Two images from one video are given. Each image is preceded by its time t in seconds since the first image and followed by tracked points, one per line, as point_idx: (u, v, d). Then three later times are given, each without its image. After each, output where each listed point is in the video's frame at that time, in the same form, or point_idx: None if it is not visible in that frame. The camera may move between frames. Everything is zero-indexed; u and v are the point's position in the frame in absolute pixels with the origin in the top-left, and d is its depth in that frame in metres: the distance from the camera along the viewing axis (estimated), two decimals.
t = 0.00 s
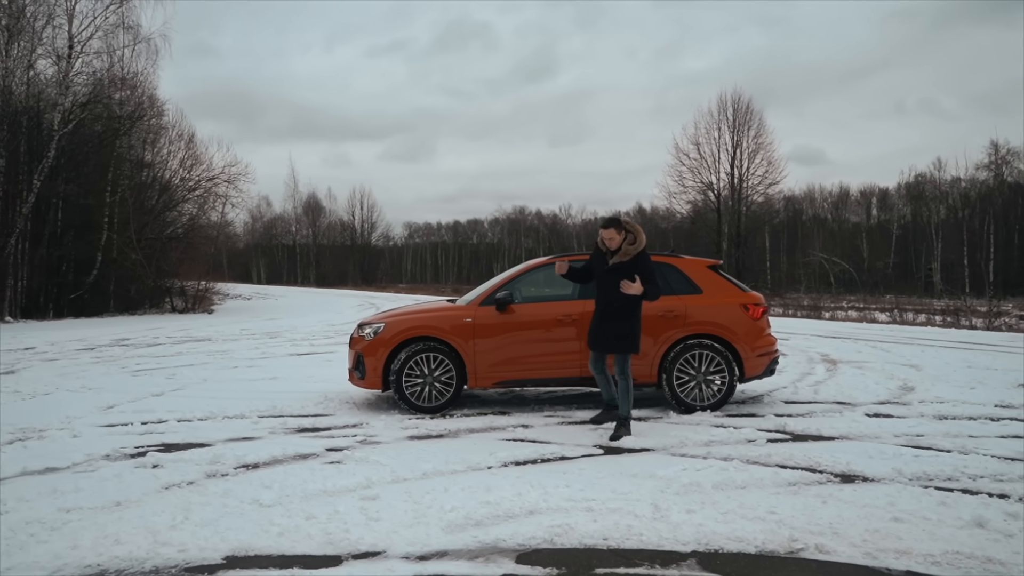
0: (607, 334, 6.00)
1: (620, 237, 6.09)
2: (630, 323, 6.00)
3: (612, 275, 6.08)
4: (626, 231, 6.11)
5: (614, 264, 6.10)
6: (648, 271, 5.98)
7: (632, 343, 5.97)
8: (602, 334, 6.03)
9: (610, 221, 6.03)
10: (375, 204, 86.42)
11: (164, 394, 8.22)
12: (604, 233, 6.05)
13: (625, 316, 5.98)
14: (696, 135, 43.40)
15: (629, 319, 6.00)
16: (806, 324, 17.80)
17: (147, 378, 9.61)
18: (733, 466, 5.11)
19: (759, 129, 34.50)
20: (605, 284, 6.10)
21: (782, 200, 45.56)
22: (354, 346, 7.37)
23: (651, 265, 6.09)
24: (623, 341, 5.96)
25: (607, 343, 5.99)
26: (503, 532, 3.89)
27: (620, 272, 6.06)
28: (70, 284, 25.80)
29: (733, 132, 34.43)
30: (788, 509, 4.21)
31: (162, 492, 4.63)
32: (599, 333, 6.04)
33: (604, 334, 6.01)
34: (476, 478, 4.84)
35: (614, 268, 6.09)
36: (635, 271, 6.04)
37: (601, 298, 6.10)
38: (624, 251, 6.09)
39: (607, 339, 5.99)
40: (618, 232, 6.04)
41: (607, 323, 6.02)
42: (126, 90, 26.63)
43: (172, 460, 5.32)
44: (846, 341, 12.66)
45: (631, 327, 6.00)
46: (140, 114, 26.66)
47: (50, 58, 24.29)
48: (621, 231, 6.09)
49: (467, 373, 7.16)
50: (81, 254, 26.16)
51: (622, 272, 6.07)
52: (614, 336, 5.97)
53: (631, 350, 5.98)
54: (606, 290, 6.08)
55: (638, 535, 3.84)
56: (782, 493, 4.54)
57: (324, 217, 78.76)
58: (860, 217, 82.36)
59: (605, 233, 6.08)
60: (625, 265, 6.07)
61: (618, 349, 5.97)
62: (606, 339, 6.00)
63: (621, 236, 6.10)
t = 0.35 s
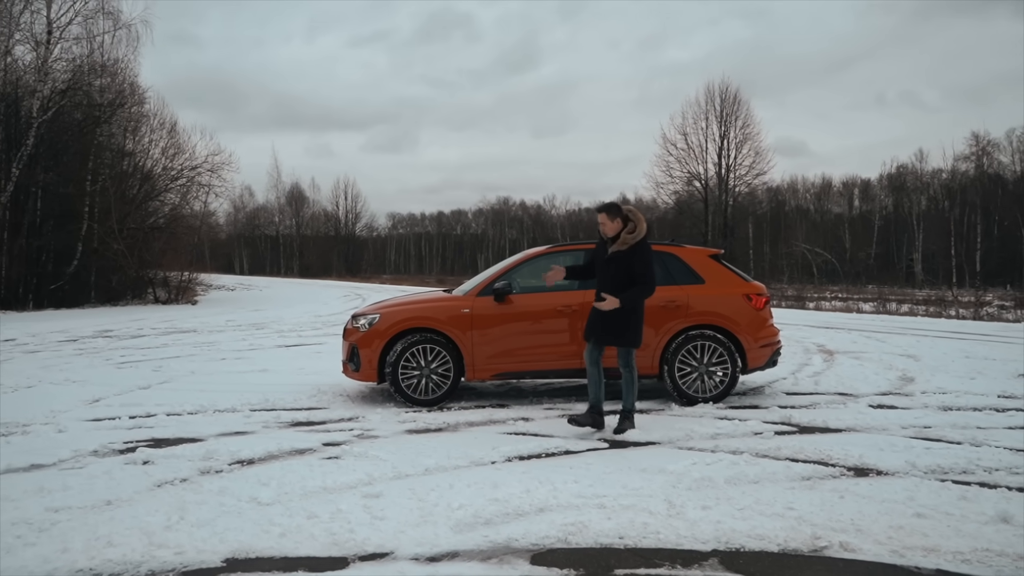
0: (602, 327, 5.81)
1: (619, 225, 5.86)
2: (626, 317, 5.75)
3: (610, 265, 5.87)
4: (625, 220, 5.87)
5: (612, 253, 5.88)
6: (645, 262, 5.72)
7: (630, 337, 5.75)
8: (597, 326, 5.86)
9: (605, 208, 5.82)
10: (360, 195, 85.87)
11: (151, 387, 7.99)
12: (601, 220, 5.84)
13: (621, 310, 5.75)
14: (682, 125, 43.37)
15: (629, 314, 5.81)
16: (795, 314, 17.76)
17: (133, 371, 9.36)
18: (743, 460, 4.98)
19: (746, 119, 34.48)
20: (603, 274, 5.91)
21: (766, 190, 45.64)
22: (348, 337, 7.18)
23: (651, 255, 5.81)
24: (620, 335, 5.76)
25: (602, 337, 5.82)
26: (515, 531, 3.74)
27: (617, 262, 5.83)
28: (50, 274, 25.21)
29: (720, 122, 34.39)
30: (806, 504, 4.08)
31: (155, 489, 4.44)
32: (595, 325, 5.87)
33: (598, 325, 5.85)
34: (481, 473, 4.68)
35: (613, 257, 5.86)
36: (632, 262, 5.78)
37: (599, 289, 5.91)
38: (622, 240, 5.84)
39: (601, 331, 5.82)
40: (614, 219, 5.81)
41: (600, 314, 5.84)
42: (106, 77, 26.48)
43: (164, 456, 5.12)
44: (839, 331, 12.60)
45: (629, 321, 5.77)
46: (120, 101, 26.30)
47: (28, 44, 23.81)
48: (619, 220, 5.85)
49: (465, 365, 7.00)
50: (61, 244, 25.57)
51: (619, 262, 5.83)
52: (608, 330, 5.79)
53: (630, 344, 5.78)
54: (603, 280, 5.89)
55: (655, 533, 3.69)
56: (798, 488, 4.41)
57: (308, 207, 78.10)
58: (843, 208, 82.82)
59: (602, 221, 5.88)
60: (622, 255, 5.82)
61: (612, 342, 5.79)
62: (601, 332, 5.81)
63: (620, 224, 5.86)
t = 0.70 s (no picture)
0: (595, 328, 5.58)
1: (609, 219, 5.69)
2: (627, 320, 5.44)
3: (602, 263, 5.66)
4: (614, 214, 5.69)
5: (605, 250, 5.69)
6: (637, 257, 5.47)
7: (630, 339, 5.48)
8: (591, 326, 5.62)
9: (599, 199, 5.71)
10: (344, 191, 85.27)
11: (139, 386, 7.79)
12: (593, 213, 5.73)
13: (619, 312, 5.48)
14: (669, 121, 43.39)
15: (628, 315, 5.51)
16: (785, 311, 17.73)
17: (120, 369, 9.13)
18: (755, 461, 4.86)
19: (734, 115, 34.47)
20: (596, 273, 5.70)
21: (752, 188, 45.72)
22: (344, 335, 7.00)
23: (643, 250, 5.57)
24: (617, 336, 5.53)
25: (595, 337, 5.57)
26: (530, 538, 3.59)
27: (609, 258, 5.63)
28: (30, 270, 24.88)
29: (709, 118, 34.36)
30: (827, 508, 3.96)
31: (149, 495, 4.25)
32: (589, 326, 5.64)
33: (592, 325, 5.61)
34: (489, 476, 4.53)
35: (605, 254, 5.67)
36: (622, 256, 5.57)
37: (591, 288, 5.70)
38: (612, 235, 5.63)
39: (596, 332, 5.57)
40: (605, 211, 5.69)
41: (595, 313, 5.59)
42: (88, 71, 26.10)
43: (157, 459, 4.94)
44: (834, 328, 12.55)
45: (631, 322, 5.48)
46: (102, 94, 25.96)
47: (8, 35, 23.44)
48: (612, 213, 5.70)
49: (464, 364, 6.85)
50: (42, 239, 25.29)
51: (610, 258, 5.63)
52: (602, 331, 5.55)
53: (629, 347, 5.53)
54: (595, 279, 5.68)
55: (676, 540, 3.56)
56: (815, 490, 4.30)
57: (292, 203, 77.45)
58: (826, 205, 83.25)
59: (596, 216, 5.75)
60: (613, 250, 5.62)
61: (608, 344, 5.55)
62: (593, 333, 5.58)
63: (610, 218, 5.69)
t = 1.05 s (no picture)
0: (605, 327, 5.15)
1: (610, 211, 5.23)
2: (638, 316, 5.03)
3: (603, 259, 5.23)
4: (615, 206, 5.25)
5: (605, 246, 5.25)
6: (643, 250, 5.08)
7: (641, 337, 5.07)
8: (598, 325, 5.19)
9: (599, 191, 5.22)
10: (328, 189, 84.58)
11: (130, 389, 7.57)
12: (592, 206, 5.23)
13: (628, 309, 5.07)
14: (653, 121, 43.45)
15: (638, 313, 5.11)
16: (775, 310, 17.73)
17: (108, 371, 8.89)
18: (773, 465, 4.75)
19: (721, 114, 34.54)
20: (598, 270, 5.25)
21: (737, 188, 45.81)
22: (342, 336, 6.83)
23: (647, 242, 5.17)
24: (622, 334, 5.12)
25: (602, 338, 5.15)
26: (552, 548, 3.46)
27: (611, 254, 5.20)
28: (10, 269, 24.46)
29: (696, 117, 34.38)
30: (854, 515, 3.84)
31: (149, 504, 4.08)
32: (594, 326, 5.20)
33: (598, 326, 5.18)
34: (502, 483, 4.39)
35: (605, 249, 5.24)
36: (627, 249, 5.16)
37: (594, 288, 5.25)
38: (614, 228, 5.20)
39: (602, 332, 5.16)
40: (606, 204, 5.23)
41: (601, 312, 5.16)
42: (70, 66, 25.81)
43: (155, 466, 4.76)
44: (828, 328, 12.51)
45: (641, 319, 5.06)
46: (84, 90, 25.59)
47: None
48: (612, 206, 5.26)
49: (466, 365, 6.69)
50: (22, 238, 24.81)
51: (614, 252, 5.21)
52: (611, 330, 5.13)
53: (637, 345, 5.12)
54: (597, 276, 5.24)
55: (704, 549, 3.43)
56: (838, 496, 4.18)
57: (275, 201, 76.78)
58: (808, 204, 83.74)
59: (594, 210, 5.27)
60: (616, 245, 5.19)
61: (616, 345, 5.13)
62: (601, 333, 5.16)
63: (610, 211, 5.23)
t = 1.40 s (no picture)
0: (611, 332, 4.92)
1: (616, 209, 5.00)
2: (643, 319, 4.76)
3: (611, 259, 5.01)
4: (622, 204, 5.00)
5: (613, 245, 5.03)
6: (649, 250, 4.80)
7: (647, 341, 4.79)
8: (605, 329, 4.96)
9: (606, 188, 4.98)
10: (311, 187, 83.91)
11: (120, 392, 7.36)
12: (599, 203, 5.03)
13: (630, 313, 4.82)
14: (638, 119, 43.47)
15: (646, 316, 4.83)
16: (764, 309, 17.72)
17: (96, 373, 8.67)
18: (790, 469, 4.65)
19: (708, 113, 34.55)
20: (605, 271, 5.04)
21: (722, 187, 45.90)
22: (341, 337, 6.66)
23: (656, 241, 4.87)
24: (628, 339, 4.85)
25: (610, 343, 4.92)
26: (576, 560, 3.33)
27: (617, 253, 4.97)
28: None
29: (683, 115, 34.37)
30: (882, 522, 3.74)
31: (150, 515, 3.91)
32: (603, 331, 4.96)
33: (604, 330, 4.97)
34: (516, 490, 4.26)
35: (613, 249, 5.02)
36: (633, 249, 4.91)
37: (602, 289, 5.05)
38: (620, 227, 4.96)
39: (609, 337, 4.93)
40: (613, 202, 5.01)
41: (609, 316, 4.93)
42: (48, 62, 25.19)
43: (153, 474, 4.58)
44: (822, 326, 12.48)
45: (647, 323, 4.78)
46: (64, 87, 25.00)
47: None
48: (621, 203, 5.01)
49: (467, 367, 6.55)
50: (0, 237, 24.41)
51: (620, 252, 4.97)
52: (616, 334, 4.88)
53: (645, 351, 4.82)
54: (605, 276, 5.03)
55: (732, 559, 3.32)
56: (861, 501, 4.08)
57: (258, 200, 76.06)
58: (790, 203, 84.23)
59: (601, 208, 5.05)
60: (622, 245, 4.96)
61: (623, 350, 4.88)
62: (608, 339, 4.93)
63: (617, 209, 5.00)
